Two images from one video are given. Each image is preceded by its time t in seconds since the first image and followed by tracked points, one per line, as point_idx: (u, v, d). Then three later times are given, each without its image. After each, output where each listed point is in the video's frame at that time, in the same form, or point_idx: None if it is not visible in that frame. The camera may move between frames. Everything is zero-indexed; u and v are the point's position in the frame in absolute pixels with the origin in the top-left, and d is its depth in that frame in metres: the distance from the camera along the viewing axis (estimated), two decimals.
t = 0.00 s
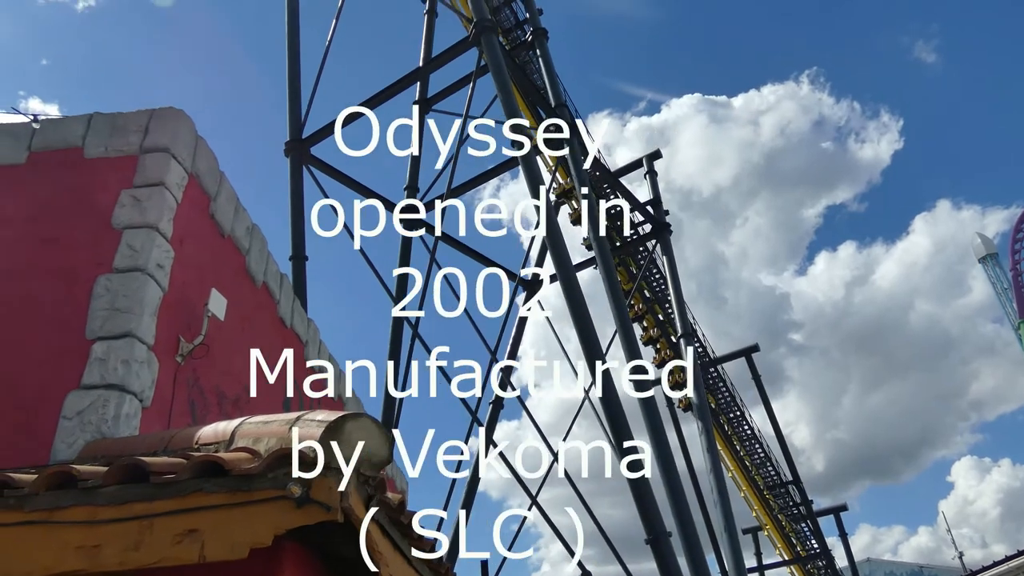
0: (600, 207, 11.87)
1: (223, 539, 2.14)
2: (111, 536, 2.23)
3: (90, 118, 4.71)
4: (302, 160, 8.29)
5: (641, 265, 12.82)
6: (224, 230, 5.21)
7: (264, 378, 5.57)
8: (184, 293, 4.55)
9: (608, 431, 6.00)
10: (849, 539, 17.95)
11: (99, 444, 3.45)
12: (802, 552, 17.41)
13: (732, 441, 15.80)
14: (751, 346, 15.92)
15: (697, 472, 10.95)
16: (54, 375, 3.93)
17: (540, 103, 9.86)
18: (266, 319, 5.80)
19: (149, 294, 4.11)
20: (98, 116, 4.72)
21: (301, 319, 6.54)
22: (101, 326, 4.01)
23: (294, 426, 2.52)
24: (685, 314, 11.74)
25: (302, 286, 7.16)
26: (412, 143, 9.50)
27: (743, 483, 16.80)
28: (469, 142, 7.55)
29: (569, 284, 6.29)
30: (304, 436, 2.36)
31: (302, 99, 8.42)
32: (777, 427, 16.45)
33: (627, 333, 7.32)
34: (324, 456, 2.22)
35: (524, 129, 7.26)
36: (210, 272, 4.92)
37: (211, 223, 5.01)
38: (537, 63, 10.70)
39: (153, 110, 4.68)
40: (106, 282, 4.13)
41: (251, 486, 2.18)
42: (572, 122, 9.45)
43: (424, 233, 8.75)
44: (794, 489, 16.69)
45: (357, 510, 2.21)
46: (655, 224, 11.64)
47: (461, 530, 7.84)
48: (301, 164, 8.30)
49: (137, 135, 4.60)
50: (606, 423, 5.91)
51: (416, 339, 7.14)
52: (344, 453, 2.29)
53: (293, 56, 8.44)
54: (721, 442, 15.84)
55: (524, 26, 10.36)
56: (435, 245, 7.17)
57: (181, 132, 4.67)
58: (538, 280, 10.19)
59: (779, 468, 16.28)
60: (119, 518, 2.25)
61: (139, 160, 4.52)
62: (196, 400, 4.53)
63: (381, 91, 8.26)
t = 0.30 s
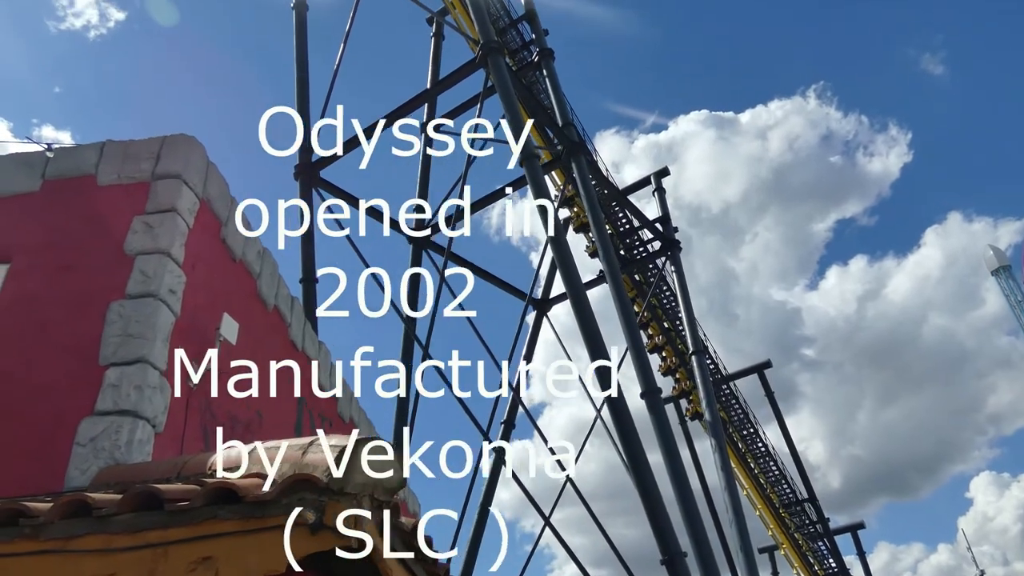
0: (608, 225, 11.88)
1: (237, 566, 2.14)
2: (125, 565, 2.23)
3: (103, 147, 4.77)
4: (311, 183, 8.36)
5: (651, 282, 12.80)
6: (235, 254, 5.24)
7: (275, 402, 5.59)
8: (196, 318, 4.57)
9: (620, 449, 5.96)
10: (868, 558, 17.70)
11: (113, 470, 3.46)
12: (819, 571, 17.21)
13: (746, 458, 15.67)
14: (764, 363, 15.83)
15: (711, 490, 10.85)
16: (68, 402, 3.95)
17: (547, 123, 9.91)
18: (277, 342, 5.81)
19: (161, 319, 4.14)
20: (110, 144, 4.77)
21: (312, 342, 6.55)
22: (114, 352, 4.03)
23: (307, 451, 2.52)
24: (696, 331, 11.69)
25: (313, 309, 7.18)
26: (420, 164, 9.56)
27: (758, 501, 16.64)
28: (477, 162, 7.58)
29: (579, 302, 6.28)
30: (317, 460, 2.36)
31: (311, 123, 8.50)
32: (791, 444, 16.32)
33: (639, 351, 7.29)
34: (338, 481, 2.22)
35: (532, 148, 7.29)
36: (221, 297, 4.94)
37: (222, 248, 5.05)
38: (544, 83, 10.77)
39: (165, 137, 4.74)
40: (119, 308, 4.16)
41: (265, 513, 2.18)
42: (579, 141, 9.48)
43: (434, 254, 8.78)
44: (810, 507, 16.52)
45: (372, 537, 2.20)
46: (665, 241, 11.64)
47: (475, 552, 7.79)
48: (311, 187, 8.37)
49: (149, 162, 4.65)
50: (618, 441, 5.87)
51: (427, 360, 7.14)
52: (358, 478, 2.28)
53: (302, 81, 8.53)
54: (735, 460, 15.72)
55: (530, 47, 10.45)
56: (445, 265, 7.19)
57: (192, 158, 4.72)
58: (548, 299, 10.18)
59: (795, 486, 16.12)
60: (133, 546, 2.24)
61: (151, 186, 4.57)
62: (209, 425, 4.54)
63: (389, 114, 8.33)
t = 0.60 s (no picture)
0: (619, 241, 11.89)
1: None
2: None
3: (117, 171, 4.82)
4: (323, 204, 8.43)
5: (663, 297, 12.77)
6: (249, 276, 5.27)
7: (289, 424, 5.59)
8: (210, 341, 4.58)
9: (634, 465, 5.91)
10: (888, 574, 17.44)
11: (129, 493, 3.47)
12: None
13: (762, 474, 15.54)
14: (778, 377, 15.71)
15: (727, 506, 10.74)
16: (83, 425, 3.97)
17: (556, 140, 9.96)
18: (290, 364, 5.83)
19: (176, 342, 4.16)
20: (125, 169, 4.83)
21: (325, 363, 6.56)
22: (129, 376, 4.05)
23: (323, 474, 2.52)
24: (708, 346, 11.63)
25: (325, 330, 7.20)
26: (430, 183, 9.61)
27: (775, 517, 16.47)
28: (487, 180, 7.62)
29: (591, 318, 6.27)
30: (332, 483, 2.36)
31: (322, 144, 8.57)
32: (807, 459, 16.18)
33: (651, 366, 7.26)
34: (353, 503, 2.22)
35: (541, 166, 7.32)
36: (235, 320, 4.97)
37: (236, 270, 5.09)
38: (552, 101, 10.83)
39: (178, 160, 4.79)
40: (134, 331, 4.19)
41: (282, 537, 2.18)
42: (589, 157, 9.51)
43: (445, 272, 8.81)
44: (828, 522, 16.35)
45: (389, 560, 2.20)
46: (676, 256, 11.61)
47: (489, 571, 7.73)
48: (322, 208, 8.43)
49: (162, 186, 4.70)
50: (632, 456, 5.83)
51: (439, 379, 7.14)
52: (374, 501, 2.28)
53: (313, 103, 8.62)
54: (750, 475, 15.58)
55: (538, 65, 10.52)
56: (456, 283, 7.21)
57: (205, 181, 4.76)
58: (559, 315, 10.17)
59: (812, 501, 15.96)
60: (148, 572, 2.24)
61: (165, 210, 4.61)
62: (224, 448, 4.55)
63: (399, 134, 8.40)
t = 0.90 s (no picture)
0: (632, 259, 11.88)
1: None
2: None
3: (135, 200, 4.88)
4: (336, 228, 8.48)
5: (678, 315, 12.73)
6: (265, 301, 5.30)
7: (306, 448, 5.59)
8: (227, 368, 4.60)
9: (653, 485, 5.86)
10: None
11: (147, 522, 3.47)
12: None
13: (783, 493, 15.35)
14: (797, 394, 15.57)
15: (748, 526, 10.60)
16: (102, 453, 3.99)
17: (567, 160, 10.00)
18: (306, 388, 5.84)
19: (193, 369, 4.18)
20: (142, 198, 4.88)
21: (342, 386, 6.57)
22: (148, 403, 4.07)
23: (342, 500, 2.51)
24: (725, 363, 11.55)
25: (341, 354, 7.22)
26: (443, 206, 9.66)
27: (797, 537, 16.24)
28: (499, 201, 7.65)
29: (606, 337, 6.25)
30: (352, 509, 2.35)
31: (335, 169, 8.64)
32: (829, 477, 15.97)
33: (668, 385, 7.21)
34: (372, 530, 2.22)
35: (553, 187, 7.33)
36: (252, 346, 4.99)
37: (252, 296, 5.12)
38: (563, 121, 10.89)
39: (194, 189, 4.85)
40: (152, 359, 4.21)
41: (301, 566, 2.17)
42: (600, 177, 9.54)
43: (459, 294, 8.83)
44: (851, 541, 16.09)
45: None
46: (690, 274, 11.58)
47: None
48: (336, 232, 8.48)
49: (179, 214, 4.75)
50: (651, 475, 5.78)
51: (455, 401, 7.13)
52: (394, 527, 2.27)
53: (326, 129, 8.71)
54: (771, 494, 15.40)
55: (548, 87, 10.59)
56: (470, 304, 7.23)
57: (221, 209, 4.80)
58: (574, 335, 10.15)
59: (834, 520, 15.73)
60: None
61: (181, 238, 4.65)
62: (241, 474, 4.55)
63: (411, 157, 8.47)
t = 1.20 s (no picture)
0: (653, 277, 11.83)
1: None
2: None
3: (160, 230, 4.94)
4: (357, 252, 8.53)
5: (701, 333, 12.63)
6: (288, 326, 5.33)
7: (331, 474, 5.59)
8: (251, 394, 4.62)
9: (679, 506, 5.77)
10: None
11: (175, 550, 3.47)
12: None
13: (811, 512, 15.08)
14: (823, 411, 15.35)
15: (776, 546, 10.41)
16: (130, 481, 4.01)
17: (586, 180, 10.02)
18: (330, 413, 5.84)
19: (219, 395, 4.20)
20: (167, 227, 4.94)
21: (365, 410, 6.58)
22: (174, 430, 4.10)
23: (368, 526, 2.50)
24: (749, 381, 11.42)
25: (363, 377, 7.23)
26: (463, 228, 9.70)
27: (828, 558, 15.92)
28: (519, 222, 7.66)
29: (628, 356, 6.21)
30: (378, 535, 2.34)
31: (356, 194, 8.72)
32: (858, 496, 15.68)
33: (692, 403, 7.13)
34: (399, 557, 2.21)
35: (573, 206, 7.33)
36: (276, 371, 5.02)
37: (275, 321, 5.15)
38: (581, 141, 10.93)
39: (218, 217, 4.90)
40: (178, 386, 4.25)
41: None
42: (619, 195, 9.53)
43: (481, 315, 8.83)
44: (884, 561, 15.74)
45: None
46: (712, 291, 11.50)
47: None
48: (357, 256, 8.53)
49: (204, 242, 4.80)
50: (677, 495, 5.70)
51: (477, 422, 7.11)
52: (420, 554, 2.26)
53: (346, 154, 8.80)
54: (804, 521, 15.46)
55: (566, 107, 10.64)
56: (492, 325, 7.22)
57: (244, 235, 4.85)
58: (596, 354, 10.10)
59: (865, 540, 15.41)
60: None
61: (206, 265, 4.70)
62: (266, 500, 4.55)
63: (431, 180, 8.52)
